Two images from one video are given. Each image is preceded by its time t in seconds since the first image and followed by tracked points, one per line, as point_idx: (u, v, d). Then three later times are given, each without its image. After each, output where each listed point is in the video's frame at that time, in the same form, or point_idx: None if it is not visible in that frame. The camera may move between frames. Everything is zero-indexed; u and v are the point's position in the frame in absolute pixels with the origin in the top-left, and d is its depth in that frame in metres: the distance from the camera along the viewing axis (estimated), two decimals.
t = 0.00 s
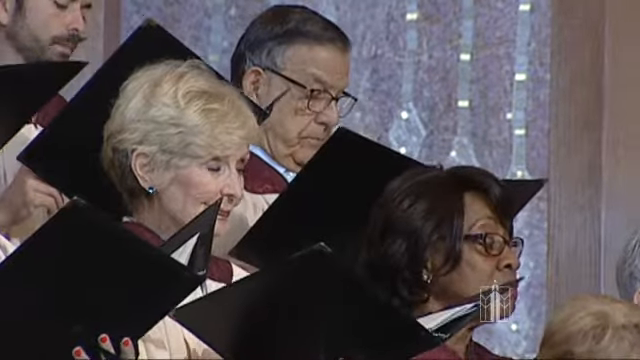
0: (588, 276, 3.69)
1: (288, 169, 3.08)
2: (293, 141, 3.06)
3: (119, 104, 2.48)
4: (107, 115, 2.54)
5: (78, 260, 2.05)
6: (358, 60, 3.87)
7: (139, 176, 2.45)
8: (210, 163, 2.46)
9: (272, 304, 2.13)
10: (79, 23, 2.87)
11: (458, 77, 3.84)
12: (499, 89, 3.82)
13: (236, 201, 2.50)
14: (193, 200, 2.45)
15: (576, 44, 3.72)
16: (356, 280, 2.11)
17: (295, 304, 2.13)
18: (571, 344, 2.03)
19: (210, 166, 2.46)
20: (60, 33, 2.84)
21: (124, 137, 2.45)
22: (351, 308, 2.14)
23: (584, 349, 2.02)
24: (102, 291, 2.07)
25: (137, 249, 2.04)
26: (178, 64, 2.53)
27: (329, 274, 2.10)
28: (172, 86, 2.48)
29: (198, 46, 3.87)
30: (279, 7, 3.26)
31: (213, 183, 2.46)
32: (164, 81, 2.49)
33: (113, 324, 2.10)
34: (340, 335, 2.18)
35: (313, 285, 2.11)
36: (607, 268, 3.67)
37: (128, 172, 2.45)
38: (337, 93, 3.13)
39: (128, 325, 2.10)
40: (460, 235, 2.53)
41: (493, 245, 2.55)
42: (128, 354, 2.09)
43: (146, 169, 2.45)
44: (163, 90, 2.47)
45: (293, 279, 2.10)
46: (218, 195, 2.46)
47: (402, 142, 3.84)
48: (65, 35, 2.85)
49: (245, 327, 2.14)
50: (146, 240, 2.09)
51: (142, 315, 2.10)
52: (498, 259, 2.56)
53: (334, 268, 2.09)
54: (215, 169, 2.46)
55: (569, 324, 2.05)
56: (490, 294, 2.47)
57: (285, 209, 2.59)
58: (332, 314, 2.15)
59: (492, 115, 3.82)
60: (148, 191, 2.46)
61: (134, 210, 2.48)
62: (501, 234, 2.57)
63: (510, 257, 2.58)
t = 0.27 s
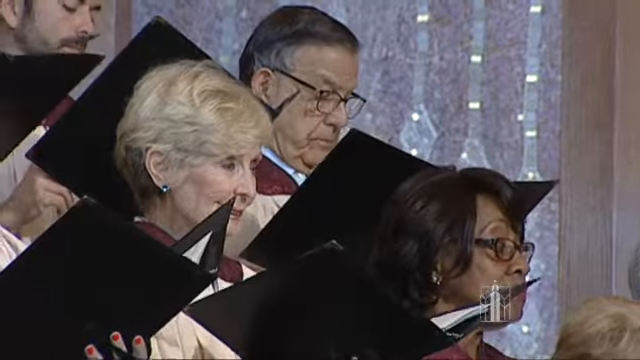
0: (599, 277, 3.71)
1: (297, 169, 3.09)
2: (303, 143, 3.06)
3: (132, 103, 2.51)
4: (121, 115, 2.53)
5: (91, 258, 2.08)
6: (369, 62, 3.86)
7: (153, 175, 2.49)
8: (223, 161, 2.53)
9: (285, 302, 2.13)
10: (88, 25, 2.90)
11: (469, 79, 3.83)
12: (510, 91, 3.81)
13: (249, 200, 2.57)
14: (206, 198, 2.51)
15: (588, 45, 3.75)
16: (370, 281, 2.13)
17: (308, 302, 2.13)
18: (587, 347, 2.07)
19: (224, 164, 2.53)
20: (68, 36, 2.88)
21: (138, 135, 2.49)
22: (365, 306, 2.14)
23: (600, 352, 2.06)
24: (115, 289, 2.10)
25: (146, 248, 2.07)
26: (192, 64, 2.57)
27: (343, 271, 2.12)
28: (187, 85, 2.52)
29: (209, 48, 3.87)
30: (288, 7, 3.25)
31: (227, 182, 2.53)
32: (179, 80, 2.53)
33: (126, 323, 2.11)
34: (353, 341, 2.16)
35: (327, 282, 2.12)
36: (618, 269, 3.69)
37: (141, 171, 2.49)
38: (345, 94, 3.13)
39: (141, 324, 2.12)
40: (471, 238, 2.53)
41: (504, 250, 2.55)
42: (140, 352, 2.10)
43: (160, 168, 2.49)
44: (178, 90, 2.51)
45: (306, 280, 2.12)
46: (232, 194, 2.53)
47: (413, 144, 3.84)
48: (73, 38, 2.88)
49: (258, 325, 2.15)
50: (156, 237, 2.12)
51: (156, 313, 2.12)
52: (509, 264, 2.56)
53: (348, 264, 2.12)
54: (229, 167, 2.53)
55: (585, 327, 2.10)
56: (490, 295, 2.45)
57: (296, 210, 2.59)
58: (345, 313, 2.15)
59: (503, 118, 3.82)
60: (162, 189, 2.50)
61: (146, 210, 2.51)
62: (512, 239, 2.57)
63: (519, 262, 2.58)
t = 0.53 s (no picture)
0: (609, 279, 3.65)
1: (305, 171, 3.09)
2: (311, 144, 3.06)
3: (149, 104, 2.48)
4: (134, 118, 2.55)
5: (104, 263, 2.05)
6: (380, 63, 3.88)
7: (170, 177, 2.45)
8: (239, 163, 2.47)
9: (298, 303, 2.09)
10: (98, 28, 2.90)
11: (480, 80, 3.84)
12: (521, 93, 3.82)
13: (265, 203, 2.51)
14: (222, 201, 2.45)
15: (598, 45, 3.69)
16: (389, 283, 2.05)
17: (322, 302, 2.09)
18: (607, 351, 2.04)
19: (240, 167, 2.47)
20: (78, 39, 2.87)
21: (155, 137, 2.45)
22: (380, 308, 2.07)
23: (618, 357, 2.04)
24: (129, 294, 2.09)
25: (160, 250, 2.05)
26: (208, 65, 2.56)
27: (355, 274, 2.05)
28: (205, 87, 2.48)
29: (219, 50, 3.88)
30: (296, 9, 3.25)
31: (243, 184, 2.46)
32: (196, 81, 2.49)
33: (140, 324, 2.12)
34: (372, 342, 2.12)
35: (339, 283, 2.06)
36: (629, 271, 3.63)
37: (157, 172, 2.46)
38: (355, 96, 3.12)
39: (155, 324, 2.13)
40: (486, 240, 2.53)
41: (517, 254, 2.57)
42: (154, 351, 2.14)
43: (176, 170, 2.45)
44: (195, 91, 2.47)
45: (322, 282, 2.07)
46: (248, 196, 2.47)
47: (424, 146, 3.85)
48: (83, 41, 2.88)
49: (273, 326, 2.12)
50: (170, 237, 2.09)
51: (169, 313, 2.13)
52: (521, 268, 2.59)
53: (359, 267, 2.04)
54: (245, 169, 2.47)
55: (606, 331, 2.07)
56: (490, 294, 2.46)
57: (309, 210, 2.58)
58: (361, 313, 2.09)
59: (514, 119, 3.82)
60: (178, 191, 2.46)
61: (161, 213, 2.48)
62: (525, 244, 2.60)
63: (531, 266, 2.61)
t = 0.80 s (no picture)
0: (621, 281, 3.66)
1: (316, 174, 3.07)
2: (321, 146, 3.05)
3: (166, 107, 2.50)
4: (151, 121, 2.55)
5: (119, 264, 2.06)
6: (391, 65, 3.87)
7: (187, 179, 2.47)
8: (256, 166, 2.49)
9: (314, 303, 2.13)
10: (110, 29, 2.91)
11: (492, 83, 3.84)
12: (532, 95, 3.82)
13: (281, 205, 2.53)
14: (239, 203, 2.48)
15: (609, 47, 3.70)
16: (401, 283, 2.11)
17: (338, 303, 2.13)
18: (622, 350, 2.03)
19: (256, 169, 2.49)
20: (89, 41, 2.88)
21: (172, 138, 2.47)
22: (396, 309, 2.13)
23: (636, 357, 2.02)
24: (142, 294, 2.09)
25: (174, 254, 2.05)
26: (225, 69, 2.57)
27: (371, 275, 2.10)
28: (221, 90, 2.51)
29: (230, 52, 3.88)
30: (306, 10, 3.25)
31: (260, 186, 2.49)
32: (213, 84, 2.52)
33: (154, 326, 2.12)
34: (386, 341, 2.18)
35: (355, 284, 2.11)
36: None
37: (173, 174, 2.48)
38: (365, 98, 3.13)
39: (168, 327, 2.13)
40: (496, 242, 2.53)
41: (529, 257, 2.56)
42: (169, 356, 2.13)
43: (193, 171, 2.47)
44: (212, 94, 2.50)
45: (334, 282, 2.11)
46: (264, 199, 2.49)
47: (435, 148, 3.86)
48: (94, 43, 2.89)
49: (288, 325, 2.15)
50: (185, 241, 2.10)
51: (183, 317, 2.12)
52: (533, 271, 2.58)
53: (376, 268, 2.09)
54: (262, 172, 2.50)
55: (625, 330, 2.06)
56: (490, 296, 2.46)
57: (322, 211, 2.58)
58: (377, 314, 2.14)
59: (525, 121, 3.83)
60: (194, 194, 2.48)
61: (176, 215, 2.50)
62: (537, 247, 2.59)
63: (542, 268, 2.60)
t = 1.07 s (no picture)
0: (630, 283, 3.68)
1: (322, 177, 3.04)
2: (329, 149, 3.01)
3: (183, 109, 2.42)
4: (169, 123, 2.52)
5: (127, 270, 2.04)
6: (399, 69, 3.87)
7: (203, 180, 2.39)
8: (271, 166, 2.41)
9: (325, 304, 2.10)
10: (118, 33, 2.93)
11: (500, 85, 3.84)
12: (541, 97, 3.83)
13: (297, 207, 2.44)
14: (256, 205, 2.39)
15: (620, 50, 3.72)
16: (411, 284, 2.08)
17: (348, 303, 2.10)
18: None
19: (273, 169, 2.41)
20: (97, 45, 2.90)
21: (188, 140, 2.39)
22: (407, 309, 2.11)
23: None
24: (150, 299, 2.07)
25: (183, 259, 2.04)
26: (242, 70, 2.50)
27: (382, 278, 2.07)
28: (238, 91, 2.42)
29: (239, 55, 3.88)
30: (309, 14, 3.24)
31: (275, 188, 2.40)
32: (230, 85, 2.43)
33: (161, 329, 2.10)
34: (396, 338, 2.16)
35: (365, 286, 2.08)
36: None
37: (190, 175, 2.39)
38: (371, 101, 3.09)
39: (177, 331, 2.10)
40: (505, 245, 2.53)
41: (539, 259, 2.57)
42: None
43: (210, 173, 2.39)
44: (229, 95, 2.41)
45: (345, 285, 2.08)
46: (278, 200, 2.41)
47: (444, 151, 3.85)
48: (103, 47, 2.90)
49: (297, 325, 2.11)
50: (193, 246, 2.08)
51: (191, 321, 2.10)
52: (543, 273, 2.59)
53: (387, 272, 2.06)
54: (278, 173, 2.41)
55: None
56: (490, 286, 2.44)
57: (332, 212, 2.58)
58: (387, 313, 2.12)
59: (534, 125, 3.84)
60: (211, 195, 2.39)
61: (194, 217, 2.41)
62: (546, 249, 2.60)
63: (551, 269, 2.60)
